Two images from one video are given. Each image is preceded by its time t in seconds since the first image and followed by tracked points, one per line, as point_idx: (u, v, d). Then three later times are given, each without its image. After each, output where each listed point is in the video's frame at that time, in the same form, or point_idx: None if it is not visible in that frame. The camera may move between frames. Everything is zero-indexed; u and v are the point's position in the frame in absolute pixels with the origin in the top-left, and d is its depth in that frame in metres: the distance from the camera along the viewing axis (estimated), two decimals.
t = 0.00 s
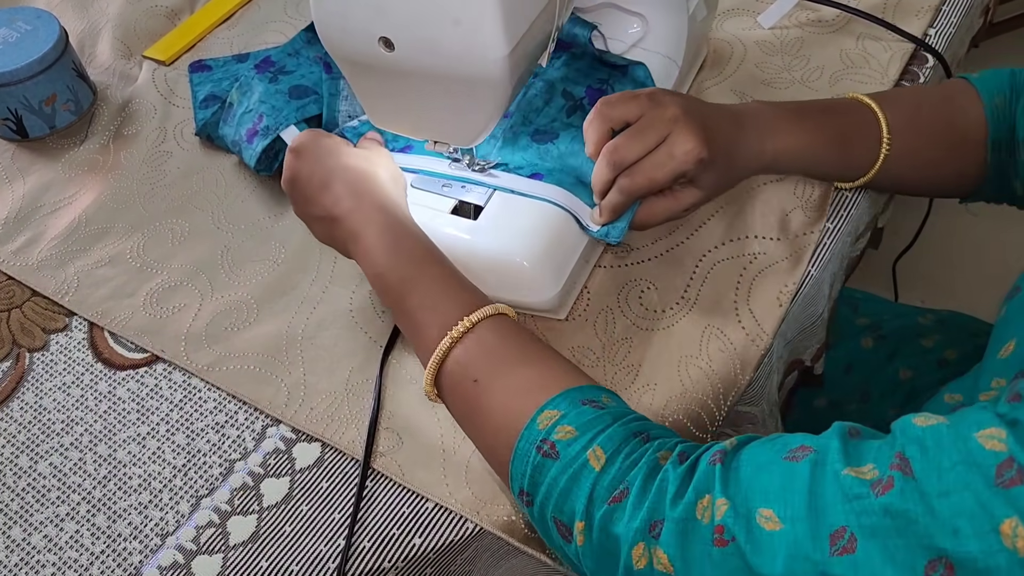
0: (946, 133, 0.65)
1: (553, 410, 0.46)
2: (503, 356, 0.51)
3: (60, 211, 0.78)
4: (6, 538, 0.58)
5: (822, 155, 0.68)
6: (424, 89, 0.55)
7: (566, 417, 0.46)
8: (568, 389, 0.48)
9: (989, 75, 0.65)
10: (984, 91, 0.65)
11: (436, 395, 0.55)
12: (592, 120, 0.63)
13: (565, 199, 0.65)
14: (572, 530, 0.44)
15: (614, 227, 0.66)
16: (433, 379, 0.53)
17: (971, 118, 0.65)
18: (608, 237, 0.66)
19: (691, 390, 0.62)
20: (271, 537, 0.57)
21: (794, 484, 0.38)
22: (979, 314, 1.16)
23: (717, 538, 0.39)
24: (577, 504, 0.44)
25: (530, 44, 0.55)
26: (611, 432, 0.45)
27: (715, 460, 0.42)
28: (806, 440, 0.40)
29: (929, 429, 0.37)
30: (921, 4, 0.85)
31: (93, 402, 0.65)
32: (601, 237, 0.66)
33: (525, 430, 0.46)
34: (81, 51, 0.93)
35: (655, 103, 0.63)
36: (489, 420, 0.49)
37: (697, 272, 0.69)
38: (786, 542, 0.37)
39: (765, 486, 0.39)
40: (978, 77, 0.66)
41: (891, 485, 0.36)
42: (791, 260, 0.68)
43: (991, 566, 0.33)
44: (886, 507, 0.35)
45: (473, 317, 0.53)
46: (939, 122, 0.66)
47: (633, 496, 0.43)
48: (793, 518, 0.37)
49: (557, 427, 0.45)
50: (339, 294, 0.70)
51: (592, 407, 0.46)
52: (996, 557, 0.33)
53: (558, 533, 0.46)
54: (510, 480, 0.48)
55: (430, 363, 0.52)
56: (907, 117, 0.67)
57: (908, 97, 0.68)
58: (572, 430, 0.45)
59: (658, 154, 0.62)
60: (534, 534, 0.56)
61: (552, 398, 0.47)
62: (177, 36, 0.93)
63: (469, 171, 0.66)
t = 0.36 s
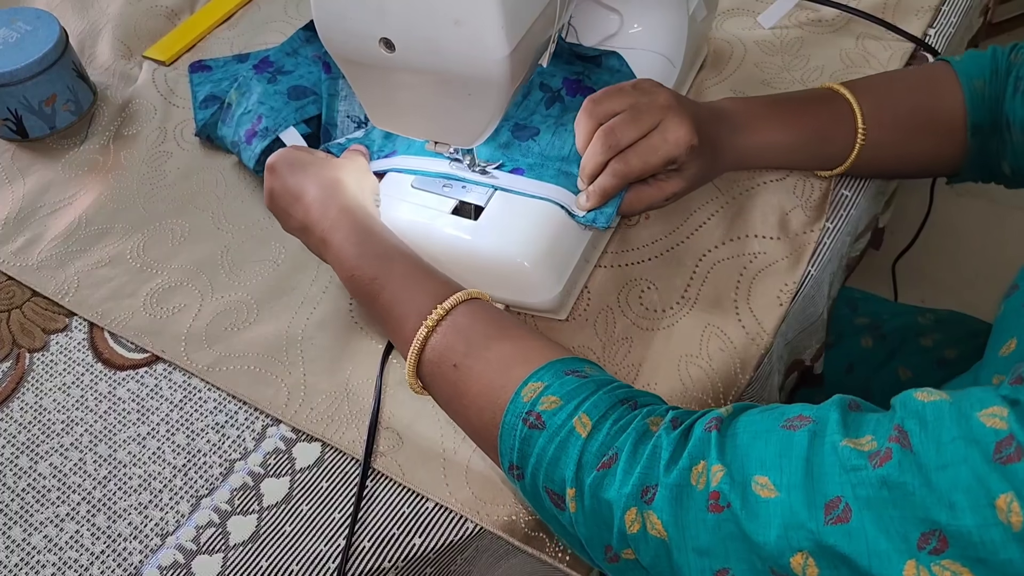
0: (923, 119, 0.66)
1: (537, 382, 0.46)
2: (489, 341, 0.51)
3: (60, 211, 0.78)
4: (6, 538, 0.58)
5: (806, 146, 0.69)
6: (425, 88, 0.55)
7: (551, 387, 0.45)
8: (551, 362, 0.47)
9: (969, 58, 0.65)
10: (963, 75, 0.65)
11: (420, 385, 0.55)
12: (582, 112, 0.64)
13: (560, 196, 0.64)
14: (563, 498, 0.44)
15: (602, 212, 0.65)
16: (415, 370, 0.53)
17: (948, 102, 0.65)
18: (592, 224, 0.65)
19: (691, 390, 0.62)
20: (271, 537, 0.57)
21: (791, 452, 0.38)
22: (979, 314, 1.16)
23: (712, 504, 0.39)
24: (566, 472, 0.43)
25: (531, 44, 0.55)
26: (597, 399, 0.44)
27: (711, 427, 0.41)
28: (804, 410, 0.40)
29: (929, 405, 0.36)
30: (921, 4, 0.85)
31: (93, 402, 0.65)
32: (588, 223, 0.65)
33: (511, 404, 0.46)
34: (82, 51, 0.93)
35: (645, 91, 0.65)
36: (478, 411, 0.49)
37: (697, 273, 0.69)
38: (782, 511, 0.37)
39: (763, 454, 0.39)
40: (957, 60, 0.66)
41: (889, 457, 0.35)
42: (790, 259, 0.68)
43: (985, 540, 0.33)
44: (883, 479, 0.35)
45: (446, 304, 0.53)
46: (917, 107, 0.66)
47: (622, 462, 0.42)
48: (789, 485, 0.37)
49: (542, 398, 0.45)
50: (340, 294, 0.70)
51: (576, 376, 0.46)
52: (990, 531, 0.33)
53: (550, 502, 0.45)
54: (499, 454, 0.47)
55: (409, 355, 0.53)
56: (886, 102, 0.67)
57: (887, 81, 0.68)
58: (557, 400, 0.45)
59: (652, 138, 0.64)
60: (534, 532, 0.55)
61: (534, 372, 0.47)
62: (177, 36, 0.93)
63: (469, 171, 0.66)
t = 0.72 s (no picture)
0: (911, 112, 0.67)
1: (525, 372, 0.47)
2: (477, 333, 0.52)
3: (60, 211, 0.78)
4: (6, 538, 0.58)
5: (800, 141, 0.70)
6: (425, 88, 0.55)
7: (538, 377, 0.46)
8: (539, 353, 0.49)
9: (956, 50, 0.67)
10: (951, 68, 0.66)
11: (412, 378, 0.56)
12: (577, 99, 0.63)
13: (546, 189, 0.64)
14: (552, 486, 0.44)
15: (583, 202, 0.64)
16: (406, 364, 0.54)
17: (933, 94, 0.66)
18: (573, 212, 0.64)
19: (691, 390, 0.62)
20: (271, 536, 0.57)
21: (777, 439, 0.39)
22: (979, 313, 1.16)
23: (700, 491, 0.39)
24: (554, 460, 0.44)
25: (532, 44, 0.55)
26: (583, 388, 0.45)
27: (697, 416, 0.42)
28: (789, 398, 0.41)
29: (914, 393, 0.37)
30: (921, 4, 0.85)
31: (93, 402, 0.65)
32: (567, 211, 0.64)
33: (499, 394, 0.47)
34: (81, 51, 0.93)
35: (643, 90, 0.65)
36: (469, 401, 0.49)
37: (698, 273, 0.69)
38: (767, 497, 0.37)
39: (750, 442, 0.39)
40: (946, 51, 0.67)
41: (872, 444, 0.36)
42: (790, 258, 0.68)
43: (965, 525, 0.34)
44: (867, 466, 0.36)
45: (436, 296, 0.55)
46: (906, 99, 0.67)
47: (609, 450, 0.43)
48: (775, 472, 0.38)
49: (529, 387, 0.46)
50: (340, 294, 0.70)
51: (563, 366, 0.47)
52: (971, 517, 0.34)
53: (540, 491, 0.46)
54: (489, 445, 0.48)
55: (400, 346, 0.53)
56: (875, 94, 0.68)
57: (875, 71, 0.69)
58: (545, 389, 0.46)
59: (646, 136, 0.64)
60: (534, 531, 0.56)
61: (522, 361, 0.48)
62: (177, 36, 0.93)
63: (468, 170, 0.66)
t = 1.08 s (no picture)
0: (915, 109, 0.68)
1: (513, 362, 0.48)
2: (468, 326, 0.54)
3: (60, 211, 0.78)
4: (6, 538, 0.58)
5: (807, 135, 0.70)
6: (426, 88, 0.55)
7: (526, 366, 0.48)
8: (528, 344, 0.50)
9: (959, 49, 0.68)
10: (955, 66, 0.67)
11: (407, 374, 0.58)
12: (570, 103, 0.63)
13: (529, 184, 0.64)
14: (541, 474, 0.45)
15: (559, 192, 0.64)
16: (400, 359, 0.56)
17: (938, 91, 0.67)
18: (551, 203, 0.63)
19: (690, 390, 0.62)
20: (271, 536, 0.57)
21: (759, 426, 0.39)
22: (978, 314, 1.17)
23: (684, 477, 0.40)
24: (541, 448, 0.45)
25: (532, 44, 0.55)
26: (570, 377, 0.46)
27: (683, 403, 0.43)
28: (773, 386, 0.41)
29: (895, 379, 0.37)
30: (921, 4, 0.85)
31: (93, 402, 0.65)
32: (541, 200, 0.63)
33: (489, 383, 0.48)
34: (81, 51, 0.93)
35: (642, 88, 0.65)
36: (459, 393, 0.51)
37: (698, 273, 0.69)
38: (749, 482, 0.38)
39: (733, 429, 0.40)
40: (948, 50, 0.69)
41: (852, 429, 0.36)
42: (790, 259, 0.68)
43: (940, 510, 0.34)
44: (845, 451, 0.36)
45: (427, 291, 0.57)
46: (909, 97, 0.68)
47: (595, 438, 0.43)
48: (756, 458, 0.38)
49: (518, 376, 0.47)
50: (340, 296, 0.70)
51: (550, 356, 0.48)
52: (945, 502, 0.34)
53: (529, 479, 0.47)
54: (480, 435, 0.50)
55: (393, 341, 0.56)
56: (878, 91, 0.69)
57: (880, 68, 0.69)
58: (533, 378, 0.47)
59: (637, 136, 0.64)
60: (534, 532, 0.56)
61: (511, 352, 0.50)
62: (177, 36, 0.93)
63: (469, 170, 0.66)
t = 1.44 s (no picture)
0: (906, 102, 0.68)
1: (508, 358, 0.51)
2: (463, 325, 0.56)
3: (60, 211, 0.78)
4: (6, 538, 0.58)
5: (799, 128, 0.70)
6: (425, 87, 0.55)
7: (520, 361, 0.50)
8: (522, 341, 0.53)
9: (949, 44, 0.69)
10: (945, 61, 0.68)
11: (408, 375, 0.59)
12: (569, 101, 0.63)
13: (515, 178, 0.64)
14: (534, 465, 0.47)
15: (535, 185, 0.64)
16: (399, 358, 0.58)
17: (929, 85, 0.68)
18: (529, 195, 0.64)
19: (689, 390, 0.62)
20: (271, 537, 0.57)
21: (744, 416, 0.41)
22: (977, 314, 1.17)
23: (672, 466, 0.42)
24: (535, 439, 0.47)
25: (531, 43, 0.55)
26: (563, 371, 0.49)
27: (672, 395, 0.45)
28: (759, 378, 0.43)
29: (875, 371, 0.39)
30: (920, 4, 0.85)
31: (93, 402, 0.65)
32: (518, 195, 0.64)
33: (484, 379, 0.51)
34: (81, 51, 0.93)
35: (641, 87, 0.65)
36: (456, 387, 0.53)
37: (698, 273, 0.69)
38: (733, 469, 0.39)
39: (718, 418, 0.42)
40: (938, 45, 0.69)
41: (831, 418, 0.38)
42: (790, 259, 0.68)
43: (915, 494, 0.35)
44: (824, 438, 0.37)
45: (428, 292, 0.59)
46: (900, 89, 0.68)
47: (587, 429, 0.45)
48: (740, 445, 0.40)
49: (512, 370, 0.50)
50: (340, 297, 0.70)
51: (544, 352, 0.51)
52: (919, 486, 0.35)
53: (525, 471, 0.49)
54: (477, 430, 0.52)
55: (393, 342, 0.58)
56: (869, 82, 0.69)
57: (872, 60, 0.70)
58: (526, 372, 0.49)
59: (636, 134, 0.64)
60: (534, 532, 0.56)
61: (506, 348, 0.52)
62: (177, 36, 0.93)
63: (470, 170, 0.66)
